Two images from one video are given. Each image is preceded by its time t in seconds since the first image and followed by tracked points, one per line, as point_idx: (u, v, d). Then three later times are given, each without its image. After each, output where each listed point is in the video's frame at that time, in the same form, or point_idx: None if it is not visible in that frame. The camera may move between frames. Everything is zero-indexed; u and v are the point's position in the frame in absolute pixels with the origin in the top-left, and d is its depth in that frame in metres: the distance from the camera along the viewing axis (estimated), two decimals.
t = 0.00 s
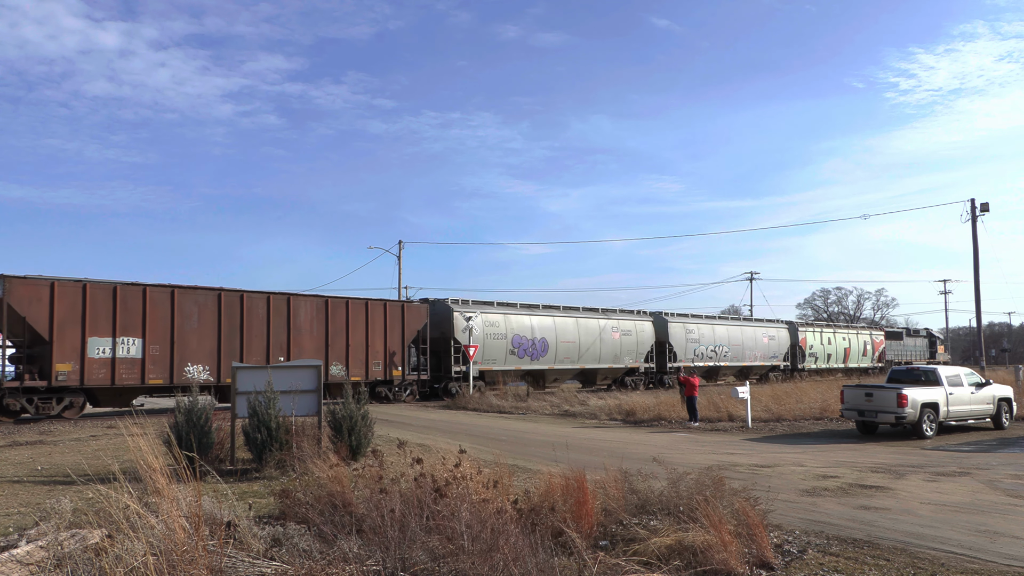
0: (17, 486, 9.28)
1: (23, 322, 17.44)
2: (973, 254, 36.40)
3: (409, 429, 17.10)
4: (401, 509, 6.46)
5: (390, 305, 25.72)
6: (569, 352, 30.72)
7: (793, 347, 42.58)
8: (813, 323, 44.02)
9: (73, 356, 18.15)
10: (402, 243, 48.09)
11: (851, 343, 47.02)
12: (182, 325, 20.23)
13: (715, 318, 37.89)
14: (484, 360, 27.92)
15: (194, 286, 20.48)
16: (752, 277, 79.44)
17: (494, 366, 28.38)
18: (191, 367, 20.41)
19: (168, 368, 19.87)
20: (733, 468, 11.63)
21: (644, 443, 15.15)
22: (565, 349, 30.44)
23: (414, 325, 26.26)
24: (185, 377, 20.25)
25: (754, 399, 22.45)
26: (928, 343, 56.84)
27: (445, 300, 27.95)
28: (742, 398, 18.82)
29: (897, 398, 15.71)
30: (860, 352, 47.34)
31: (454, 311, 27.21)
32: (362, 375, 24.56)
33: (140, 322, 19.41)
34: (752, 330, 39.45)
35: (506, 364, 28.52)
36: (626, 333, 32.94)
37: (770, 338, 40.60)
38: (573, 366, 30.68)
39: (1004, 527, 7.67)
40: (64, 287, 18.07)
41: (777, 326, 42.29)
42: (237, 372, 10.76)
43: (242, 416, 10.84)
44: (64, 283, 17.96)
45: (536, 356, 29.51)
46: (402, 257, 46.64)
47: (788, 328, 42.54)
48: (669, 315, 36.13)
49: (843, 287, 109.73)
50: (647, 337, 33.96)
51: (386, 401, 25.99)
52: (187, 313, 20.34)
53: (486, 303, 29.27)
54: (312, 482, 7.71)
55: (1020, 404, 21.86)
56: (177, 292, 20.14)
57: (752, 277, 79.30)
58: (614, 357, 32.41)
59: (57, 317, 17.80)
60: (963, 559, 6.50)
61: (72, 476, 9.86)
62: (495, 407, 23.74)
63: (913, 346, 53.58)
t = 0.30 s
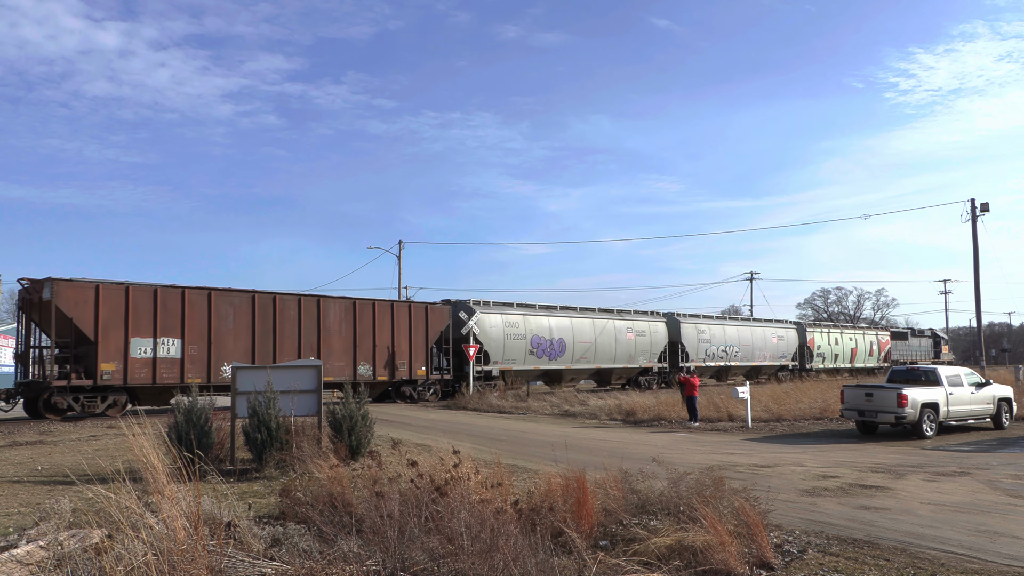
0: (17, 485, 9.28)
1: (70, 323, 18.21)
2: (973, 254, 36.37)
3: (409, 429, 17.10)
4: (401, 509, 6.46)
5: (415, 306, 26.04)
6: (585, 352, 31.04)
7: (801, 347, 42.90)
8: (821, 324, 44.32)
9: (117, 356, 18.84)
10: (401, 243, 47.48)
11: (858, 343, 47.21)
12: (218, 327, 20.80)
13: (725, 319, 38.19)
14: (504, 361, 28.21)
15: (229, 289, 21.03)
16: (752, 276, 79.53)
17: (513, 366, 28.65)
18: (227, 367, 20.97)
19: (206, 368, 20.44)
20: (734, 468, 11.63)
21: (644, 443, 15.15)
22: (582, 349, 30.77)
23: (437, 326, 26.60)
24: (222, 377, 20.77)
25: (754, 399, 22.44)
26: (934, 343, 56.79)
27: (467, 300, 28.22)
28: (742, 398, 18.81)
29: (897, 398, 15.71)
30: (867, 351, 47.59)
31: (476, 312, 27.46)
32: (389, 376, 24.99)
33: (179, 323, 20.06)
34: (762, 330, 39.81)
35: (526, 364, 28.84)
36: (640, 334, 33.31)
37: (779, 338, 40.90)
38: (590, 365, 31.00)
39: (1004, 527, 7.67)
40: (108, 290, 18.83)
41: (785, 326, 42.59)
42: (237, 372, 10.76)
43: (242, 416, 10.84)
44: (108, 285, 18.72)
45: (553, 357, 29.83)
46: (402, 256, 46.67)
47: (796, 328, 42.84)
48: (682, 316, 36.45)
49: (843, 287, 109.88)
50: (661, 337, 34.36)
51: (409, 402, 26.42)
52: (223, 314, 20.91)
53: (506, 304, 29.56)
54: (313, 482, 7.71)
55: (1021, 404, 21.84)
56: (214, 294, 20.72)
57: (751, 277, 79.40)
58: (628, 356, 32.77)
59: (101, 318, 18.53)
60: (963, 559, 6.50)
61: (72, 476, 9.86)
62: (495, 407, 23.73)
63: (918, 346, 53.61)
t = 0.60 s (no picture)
0: (18, 485, 9.29)
1: (114, 324, 19.04)
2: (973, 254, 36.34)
3: (410, 429, 17.11)
4: (401, 509, 6.46)
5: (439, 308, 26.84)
6: (602, 352, 31.29)
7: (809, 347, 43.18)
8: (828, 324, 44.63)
9: (158, 355, 19.65)
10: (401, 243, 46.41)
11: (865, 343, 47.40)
12: (253, 327, 21.65)
13: (736, 319, 38.41)
14: (523, 360, 28.51)
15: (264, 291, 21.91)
16: (752, 276, 79.60)
17: (532, 366, 28.99)
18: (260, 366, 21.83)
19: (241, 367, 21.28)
20: (734, 468, 11.65)
21: (644, 443, 15.16)
22: (598, 349, 31.03)
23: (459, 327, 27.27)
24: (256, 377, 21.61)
25: (754, 399, 22.45)
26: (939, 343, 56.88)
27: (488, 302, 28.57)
28: (742, 398, 18.80)
29: (897, 398, 15.70)
30: (873, 351, 47.84)
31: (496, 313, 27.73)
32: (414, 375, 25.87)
33: (216, 324, 20.86)
34: (772, 330, 40.08)
35: (544, 364, 29.15)
36: (654, 334, 33.54)
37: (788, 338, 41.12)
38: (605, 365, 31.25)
39: (1004, 527, 7.67)
40: (150, 292, 19.65)
41: (793, 326, 42.86)
42: (237, 372, 10.76)
43: (242, 416, 10.84)
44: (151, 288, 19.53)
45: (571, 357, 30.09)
46: (402, 256, 46.57)
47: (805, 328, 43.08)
48: (694, 317, 36.68)
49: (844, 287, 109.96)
50: (675, 338, 34.57)
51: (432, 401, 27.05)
52: (257, 315, 21.77)
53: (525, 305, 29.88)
54: (313, 483, 7.71)
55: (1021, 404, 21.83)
56: (249, 296, 21.60)
57: (751, 277, 79.46)
58: (642, 356, 33.02)
59: (144, 319, 19.35)
60: (963, 559, 6.50)
61: (72, 476, 9.87)
62: (495, 407, 23.73)
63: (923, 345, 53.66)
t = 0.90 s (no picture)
0: (18, 485, 9.30)
1: (155, 325, 19.44)
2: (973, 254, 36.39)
3: (410, 429, 17.10)
4: (401, 509, 6.46)
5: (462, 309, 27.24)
6: (617, 352, 31.53)
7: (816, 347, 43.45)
8: (833, 325, 44.89)
9: (196, 356, 20.06)
10: (401, 243, 46.33)
11: (872, 343, 47.59)
12: (286, 329, 22.04)
13: (746, 319, 38.80)
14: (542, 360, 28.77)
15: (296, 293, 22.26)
16: (752, 277, 79.60)
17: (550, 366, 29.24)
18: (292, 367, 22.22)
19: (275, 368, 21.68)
20: (734, 468, 11.66)
21: (644, 443, 15.17)
22: (614, 349, 31.28)
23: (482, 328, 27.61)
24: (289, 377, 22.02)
25: (754, 399, 22.45)
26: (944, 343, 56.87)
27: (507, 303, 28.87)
28: (743, 398, 18.79)
29: (897, 398, 15.71)
30: (879, 351, 48.05)
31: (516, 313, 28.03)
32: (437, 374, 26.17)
33: (251, 325, 21.25)
34: (781, 331, 40.38)
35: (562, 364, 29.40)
36: (668, 335, 33.86)
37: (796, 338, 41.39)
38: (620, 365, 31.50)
39: (1004, 527, 7.67)
40: (189, 295, 20.02)
41: (800, 326, 43.12)
42: (237, 372, 10.76)
43: (242, 416, 10.84)
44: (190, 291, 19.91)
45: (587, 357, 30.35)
46: (402, 256, 46.20)
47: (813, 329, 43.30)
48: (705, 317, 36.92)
49: (843, 287, 110.00)
50: (688, 338, 34.83)
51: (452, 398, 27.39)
52: (289, 317, 22.11)
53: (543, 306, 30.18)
54: (312, 483, 7.71)
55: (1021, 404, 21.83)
56: (282, 299, 21.94)
57: (751, 277, 79.46)
58: (656, 356, 33.28)
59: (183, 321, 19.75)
60: (963, 559, 6.50)
61: (72, 476, 9.89)
62: (495, 407, 23.73)
63: (929, 346, 53.64)
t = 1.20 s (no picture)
0: (18, 485, 9.29)
1: (194, 327, 20.06)
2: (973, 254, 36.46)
3: (410, 429, 17.10)
4: (402, 510, 6.46)
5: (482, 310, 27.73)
6: (631, 352, 31.80)
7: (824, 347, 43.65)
8: (838, 325, 45.08)
9: (234, 356, 20.71)
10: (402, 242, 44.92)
11: (878, 343, 47.71)
12: (316, 329, 22.73)
13: (757, 319, 39.03)
14: (559, 360, 29.08)
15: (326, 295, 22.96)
16: (751, 277, 79.71)
17: (567, 366, 29.57)
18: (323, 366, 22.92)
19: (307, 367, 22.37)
20: (734, 468, 11.65)
21: (644, 443, 15.15)
22: (628, 349, 31.56)
23: (501, 328, 28.12)
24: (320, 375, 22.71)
25: (754, 399, 22.45)
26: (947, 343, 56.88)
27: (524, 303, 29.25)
28: (743, 398, 18.75)
29: (897, 398, 15.70)
30: (884, 351, 48.17)
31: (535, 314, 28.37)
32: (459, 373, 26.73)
33: (283, 326, 21.94)
34: (790, 331, 40.64)
35: (578, 364, 29.69)
36: (680, 334, 34.15)
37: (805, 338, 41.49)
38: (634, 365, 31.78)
39: (1004, 527, 7.67)
40: (225, 297, 20.68)
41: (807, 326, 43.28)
42: (237, 372, 10.76)
43: (242, 415, 10.83)
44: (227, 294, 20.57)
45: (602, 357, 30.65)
46: (402, 256, 44.89)
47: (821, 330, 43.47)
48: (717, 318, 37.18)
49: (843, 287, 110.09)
50: (700, 339, 35.12)
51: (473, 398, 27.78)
52: (319, 318, 22.82)
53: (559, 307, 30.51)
54: (312, 483, 7.71)
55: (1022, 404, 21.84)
56: (313, 300, 22.65)
57: (751, 277, 79.56)
58: (668, 356, 33.56)
59: (220, 322, 20.39)
60: (963, 559, 6.50)
61: (72, 476, 9.88)
62: (495, 407, 23.72)
63: (933, 346, 53.62)
